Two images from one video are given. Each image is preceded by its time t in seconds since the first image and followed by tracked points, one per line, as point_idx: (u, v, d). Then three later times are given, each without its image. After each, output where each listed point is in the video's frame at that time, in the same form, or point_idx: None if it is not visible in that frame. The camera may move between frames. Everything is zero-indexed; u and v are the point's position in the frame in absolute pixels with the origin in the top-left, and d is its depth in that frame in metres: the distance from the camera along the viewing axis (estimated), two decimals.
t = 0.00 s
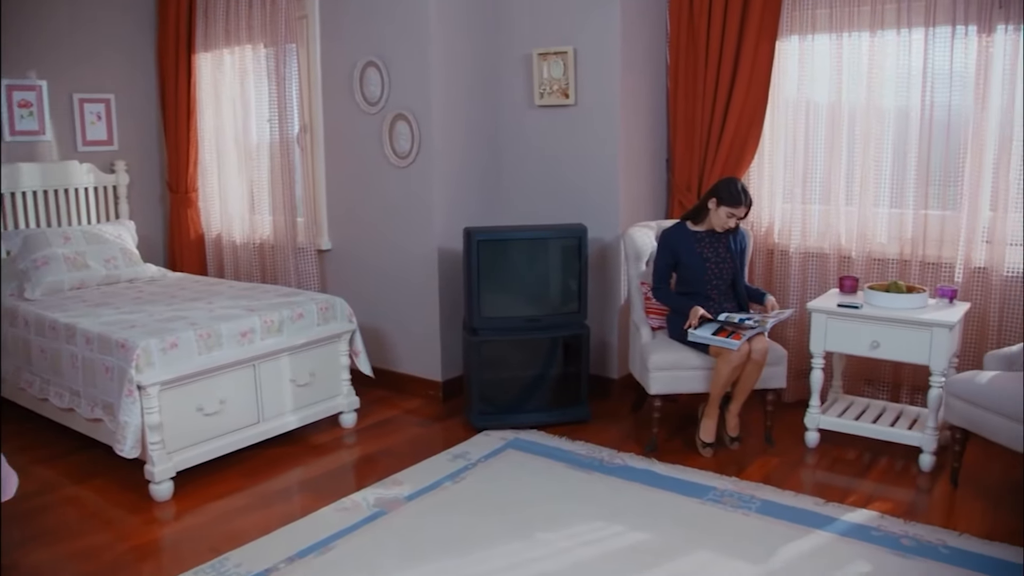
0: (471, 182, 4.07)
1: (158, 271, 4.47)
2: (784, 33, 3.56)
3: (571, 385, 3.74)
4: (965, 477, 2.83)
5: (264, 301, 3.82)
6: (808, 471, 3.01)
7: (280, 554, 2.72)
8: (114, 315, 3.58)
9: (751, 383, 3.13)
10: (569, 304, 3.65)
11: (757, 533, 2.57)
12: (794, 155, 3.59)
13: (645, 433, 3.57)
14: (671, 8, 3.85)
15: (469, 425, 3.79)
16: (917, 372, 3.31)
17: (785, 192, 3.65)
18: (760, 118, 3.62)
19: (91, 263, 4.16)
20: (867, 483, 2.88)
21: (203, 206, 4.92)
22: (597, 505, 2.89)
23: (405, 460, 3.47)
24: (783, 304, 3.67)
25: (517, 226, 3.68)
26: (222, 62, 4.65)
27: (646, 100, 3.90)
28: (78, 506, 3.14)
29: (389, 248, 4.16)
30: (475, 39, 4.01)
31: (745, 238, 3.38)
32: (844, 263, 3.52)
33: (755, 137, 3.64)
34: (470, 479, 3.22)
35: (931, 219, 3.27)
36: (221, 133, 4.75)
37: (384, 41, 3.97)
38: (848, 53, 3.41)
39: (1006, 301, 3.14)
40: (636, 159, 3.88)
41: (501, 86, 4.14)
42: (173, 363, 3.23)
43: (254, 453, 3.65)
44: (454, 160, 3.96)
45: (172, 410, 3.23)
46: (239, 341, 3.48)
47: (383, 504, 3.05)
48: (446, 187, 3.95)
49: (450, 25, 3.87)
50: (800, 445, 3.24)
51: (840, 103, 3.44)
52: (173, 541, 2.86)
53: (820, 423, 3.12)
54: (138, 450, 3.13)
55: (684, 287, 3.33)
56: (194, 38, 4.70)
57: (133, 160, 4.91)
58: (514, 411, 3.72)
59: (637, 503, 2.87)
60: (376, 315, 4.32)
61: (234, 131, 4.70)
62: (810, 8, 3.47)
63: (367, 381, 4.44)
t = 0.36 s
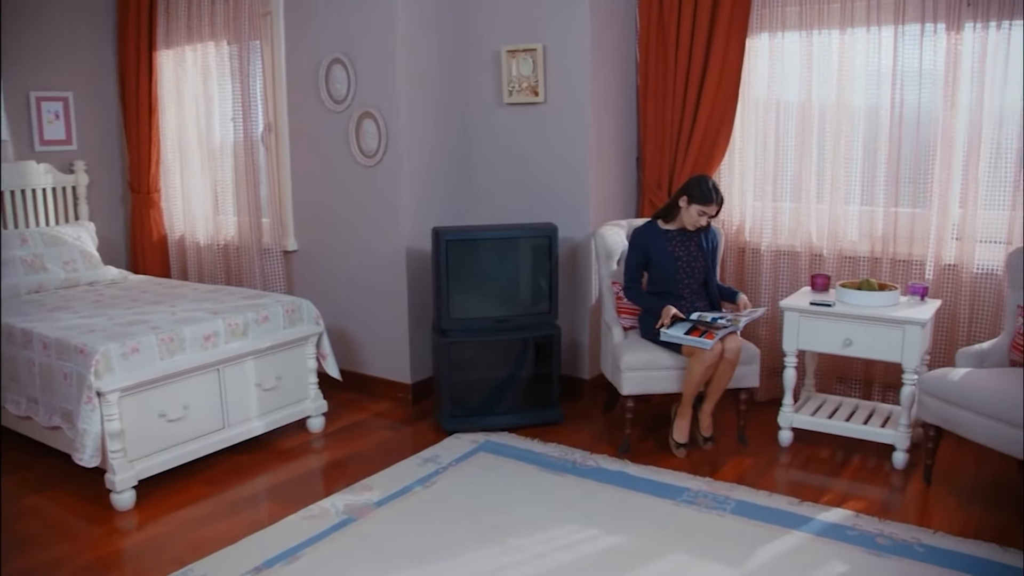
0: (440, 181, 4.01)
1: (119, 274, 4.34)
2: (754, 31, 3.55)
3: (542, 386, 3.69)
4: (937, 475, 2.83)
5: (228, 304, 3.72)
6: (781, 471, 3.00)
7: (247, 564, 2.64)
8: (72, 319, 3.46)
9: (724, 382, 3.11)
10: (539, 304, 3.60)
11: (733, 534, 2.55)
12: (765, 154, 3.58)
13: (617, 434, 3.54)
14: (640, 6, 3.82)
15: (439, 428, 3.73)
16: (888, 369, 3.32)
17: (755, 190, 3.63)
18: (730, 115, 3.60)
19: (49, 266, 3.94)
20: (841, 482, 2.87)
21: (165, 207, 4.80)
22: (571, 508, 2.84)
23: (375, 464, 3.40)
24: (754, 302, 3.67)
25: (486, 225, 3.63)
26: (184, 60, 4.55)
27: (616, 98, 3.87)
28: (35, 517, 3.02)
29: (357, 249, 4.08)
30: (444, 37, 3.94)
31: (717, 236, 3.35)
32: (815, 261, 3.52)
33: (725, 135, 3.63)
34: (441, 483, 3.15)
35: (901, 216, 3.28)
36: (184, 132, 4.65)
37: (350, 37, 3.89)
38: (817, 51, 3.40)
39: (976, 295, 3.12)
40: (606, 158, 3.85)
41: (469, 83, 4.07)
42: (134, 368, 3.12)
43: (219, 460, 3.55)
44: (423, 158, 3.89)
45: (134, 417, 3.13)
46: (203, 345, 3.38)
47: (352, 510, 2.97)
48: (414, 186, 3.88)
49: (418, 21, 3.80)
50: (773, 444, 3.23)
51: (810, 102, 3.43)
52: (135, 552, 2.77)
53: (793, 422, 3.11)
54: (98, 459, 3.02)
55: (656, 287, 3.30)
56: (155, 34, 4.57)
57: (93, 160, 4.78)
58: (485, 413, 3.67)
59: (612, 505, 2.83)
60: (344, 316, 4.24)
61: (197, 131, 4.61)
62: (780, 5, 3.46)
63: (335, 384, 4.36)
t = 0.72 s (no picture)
0: (411, 180, 3.93)
1: (82, 276, 4.21)
2: (727, 28, 3.52)
3: (516, 388, 3.64)
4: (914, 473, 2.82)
5: (194, 306, 3.62)
6: (759, 471, 2.97)
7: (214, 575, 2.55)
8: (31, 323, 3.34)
9: (701, 382, 3.08)
10: (513, 304, 3.55)
11: (711, 537, 2.51)
12: (739, 152, 3.56)
13: (593, 435, 3.49)
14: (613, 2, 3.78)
15: (412, 432, 3.66)
16: (864, 367, 3.32)
17: (730, 188, 3.61)
18: (704, 113, 3.57)
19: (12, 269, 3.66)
20: (818, 482, 2.85)
21: (130, 207, 4.68)
22: (547, 512, 2.79)
23: (346, 470, 3.33)
24: (729, 301, 3.64)
25: (459, 225, 3.57)
26: (149, 57, 4.43)
27: (589, 96, 3.83)
28: None
29: (327, 250, 3.99)
30: (414, 33, 3.87)
31: (692, 235, 3.32)
32: (790, 259, 3.50)
33: (699, 132, 3.60)
34: (415, 488, 3.09)
35: (876, 214, 3.27)
36: (149, 131, 4.52)
37: (318, 34, 3.81)
38: (791, 48, 3.38)
39: (950, 292, 3.14)
40: (579, 156, 3.80)
41: (440, 81, 4.00)
42: (96, 374, 3.02)
43: (185, 467, 3.45)
44: (393, 157, 3.82)
45: (96, 424, 3.03)
46: (168, 349, 3.28)
47: (323, 518, 2.90)
48: (384, 185, 3.81)
49: (387, 17, 3.72)
50: (750, 444, 3.21)
51: (784, 101, 3.41)
52: (97, 564, 2.67)
53: (770, 421, 3.09)
54: (59, 468, 2.91)
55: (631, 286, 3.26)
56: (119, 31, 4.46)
57: (54, 160, 4.64)
58: (458, 416, 3.61)
59: (589, 509, 2.78)
60: (314, 319, 4.15)
61: (162, 130, 4.49)
62: (753, 2, 3.43)
63: (305, 387, 4.27)
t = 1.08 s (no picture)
0: (388, 179, 3.87)
1: (50, 278, 4.10)
2: (707, 24, 3.49)
3: (495, 389, 3.59)
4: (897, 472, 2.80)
5: (166, 309, 3.53)
6: (742, 472, 2.94)
7: None
8: None
9: (682, 382, 3.04)
10: (492, 304, 3.50)
11: (695, 539, 2.47)
12: (720, 150, 3.53)
13: (573, 437, 3.45)
14: None
15: (390, 435, 3.59)
16: (846, 365, 3.31)
17: (710, 185, 3.58)
18: (684, 110, 3.54)
19: None
20: (802, 482, 2.83)
21: (100, 208, 4.56)
22: (529, 516, 2.74)
23: (322, 475, 3.25)
24: (710, 300, 3.62)
25: (436, 224, 3.51)
26: (118, 54, 4.32)
27: (568, 93, 3.78)
28: None
29: (301, 250, 3.92)
30: (390, 29, 3.80)
31: (672, 233, 3.29)
32: (771, 258, 3.48)
33: (680, 129, 3.57)
34: (393, 493, 3.02)
35: (857, 211, 3.26)
36: (118, 130, 4.41)
37: (292, 30, 3.73)
38: (771, 45, 3.36)
39: (931, 289, 3.13)
40: (558, 153, 3.75)
41: (417, 78, 3.94)
42: (63, 379, 2.93)
43: (157, 473, 3.36)
44: (369, 156, 3.75)
45: (64, 431, 2.93)
46: (139, 352, 3.19)
47: (299, 524, 2.82)
48: (360, 184, 3.74)
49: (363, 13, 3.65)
50: (732, 444, 3.18)
51: (765, 99, 3.39)
52: None
53: (752, 421, 3.06)
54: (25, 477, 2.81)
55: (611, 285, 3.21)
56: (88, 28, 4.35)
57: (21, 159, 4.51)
58: (437, 418, 3.55)
59: (571, 512, 2.74)
60: (289, 320, 4.07)
61: (132, 129, 4.38)
62: None
63: (280, 390, 4.19)
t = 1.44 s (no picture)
0: (369, 176, 3.80)
1: (24, 279, 4.00)
2: (693, 20, 3.46)
3: (479, 390, 3.54)
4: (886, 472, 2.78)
5: (143, 310, 3.44)
6: (730, 472, 2.91)
7: None
8: None
9: (670, 383, 3.01)
10: (476, 304, 3.44)
11: (684, 542, 2.44)
12: (706, 148, 3.50)
13: (559, 438, 3.40)
14: None
15: (373, 438, 3.53)
16: (833, 364, 3.29)
17: (696, 183, 3.55)
18: (670, 106, 3.50)
19: None
20: (790, 482, 2.80)
21: (76, 208, 4.47)
22: (515, 520, 2.69)
23: (304, 479, 3.19)
24: (697, 299, 3.59)
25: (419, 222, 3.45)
26: (93, 50, 4.24)
27: (552, 91, 3.73)
28: None
29: (282, 250, 3.85)
30: (371, 24, 3.74)
31: (658, 231, 3.25)
32: (758, 256, 3.45)
33: (665, 126, 3.53)
34: (377, 496, 2.97)
35: (844, 209, 3.23)
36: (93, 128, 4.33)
37: (271, 25, 3.66)
38: (758, 42, 3.34)
39: (920, 288, 3.07)
40: (543, 151, 3.71)
41: (399, 74, 3.88)
42: (36, 384, 2.84)
43: (134, 479, 3.28)
44: (350, 153, 3.69)
45: (37, 436, 2.85)
46: (114, 355, 3.10)
47: (280, 530, 2.76)
48: (342, 182, 3.67)
49: (343, 8, 3.59)
50: (720, 444, 3.15)
51: (751, 97, 3.37)
52: None
53: (740, 421, 3.03)
54: None
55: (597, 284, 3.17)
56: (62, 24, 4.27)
57: None
58: (420, 420, 3.49)
59: (557, 515, 2.69)
60: (270, 321, 4.00)
61: (108, 126, 4.28)
62: None
63: (261, 392, 4.12)
